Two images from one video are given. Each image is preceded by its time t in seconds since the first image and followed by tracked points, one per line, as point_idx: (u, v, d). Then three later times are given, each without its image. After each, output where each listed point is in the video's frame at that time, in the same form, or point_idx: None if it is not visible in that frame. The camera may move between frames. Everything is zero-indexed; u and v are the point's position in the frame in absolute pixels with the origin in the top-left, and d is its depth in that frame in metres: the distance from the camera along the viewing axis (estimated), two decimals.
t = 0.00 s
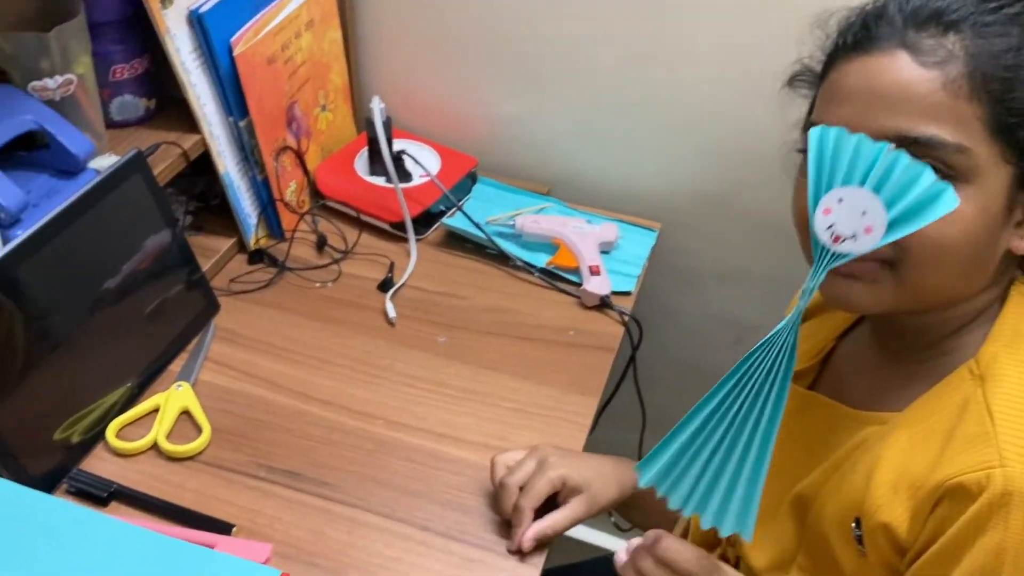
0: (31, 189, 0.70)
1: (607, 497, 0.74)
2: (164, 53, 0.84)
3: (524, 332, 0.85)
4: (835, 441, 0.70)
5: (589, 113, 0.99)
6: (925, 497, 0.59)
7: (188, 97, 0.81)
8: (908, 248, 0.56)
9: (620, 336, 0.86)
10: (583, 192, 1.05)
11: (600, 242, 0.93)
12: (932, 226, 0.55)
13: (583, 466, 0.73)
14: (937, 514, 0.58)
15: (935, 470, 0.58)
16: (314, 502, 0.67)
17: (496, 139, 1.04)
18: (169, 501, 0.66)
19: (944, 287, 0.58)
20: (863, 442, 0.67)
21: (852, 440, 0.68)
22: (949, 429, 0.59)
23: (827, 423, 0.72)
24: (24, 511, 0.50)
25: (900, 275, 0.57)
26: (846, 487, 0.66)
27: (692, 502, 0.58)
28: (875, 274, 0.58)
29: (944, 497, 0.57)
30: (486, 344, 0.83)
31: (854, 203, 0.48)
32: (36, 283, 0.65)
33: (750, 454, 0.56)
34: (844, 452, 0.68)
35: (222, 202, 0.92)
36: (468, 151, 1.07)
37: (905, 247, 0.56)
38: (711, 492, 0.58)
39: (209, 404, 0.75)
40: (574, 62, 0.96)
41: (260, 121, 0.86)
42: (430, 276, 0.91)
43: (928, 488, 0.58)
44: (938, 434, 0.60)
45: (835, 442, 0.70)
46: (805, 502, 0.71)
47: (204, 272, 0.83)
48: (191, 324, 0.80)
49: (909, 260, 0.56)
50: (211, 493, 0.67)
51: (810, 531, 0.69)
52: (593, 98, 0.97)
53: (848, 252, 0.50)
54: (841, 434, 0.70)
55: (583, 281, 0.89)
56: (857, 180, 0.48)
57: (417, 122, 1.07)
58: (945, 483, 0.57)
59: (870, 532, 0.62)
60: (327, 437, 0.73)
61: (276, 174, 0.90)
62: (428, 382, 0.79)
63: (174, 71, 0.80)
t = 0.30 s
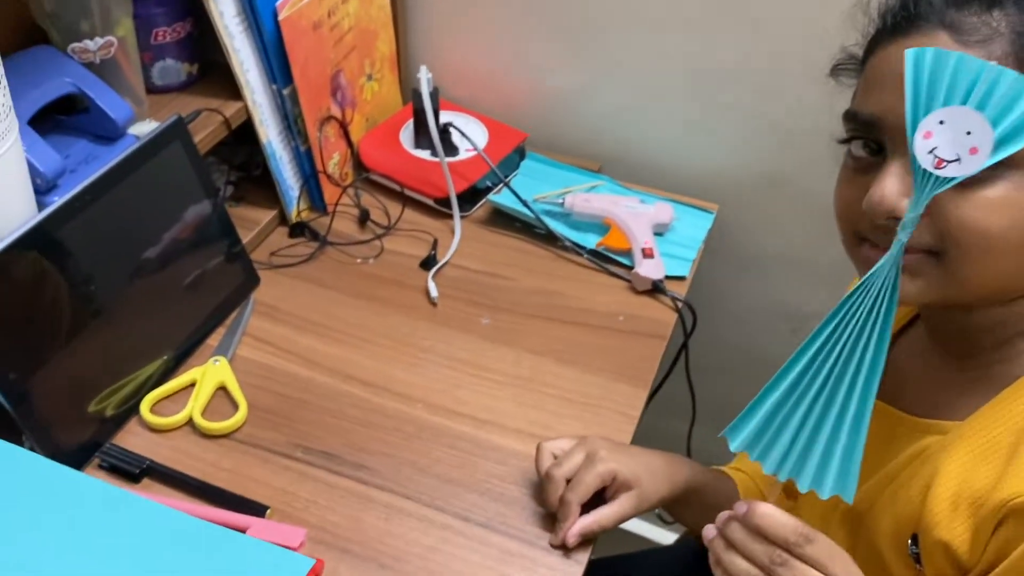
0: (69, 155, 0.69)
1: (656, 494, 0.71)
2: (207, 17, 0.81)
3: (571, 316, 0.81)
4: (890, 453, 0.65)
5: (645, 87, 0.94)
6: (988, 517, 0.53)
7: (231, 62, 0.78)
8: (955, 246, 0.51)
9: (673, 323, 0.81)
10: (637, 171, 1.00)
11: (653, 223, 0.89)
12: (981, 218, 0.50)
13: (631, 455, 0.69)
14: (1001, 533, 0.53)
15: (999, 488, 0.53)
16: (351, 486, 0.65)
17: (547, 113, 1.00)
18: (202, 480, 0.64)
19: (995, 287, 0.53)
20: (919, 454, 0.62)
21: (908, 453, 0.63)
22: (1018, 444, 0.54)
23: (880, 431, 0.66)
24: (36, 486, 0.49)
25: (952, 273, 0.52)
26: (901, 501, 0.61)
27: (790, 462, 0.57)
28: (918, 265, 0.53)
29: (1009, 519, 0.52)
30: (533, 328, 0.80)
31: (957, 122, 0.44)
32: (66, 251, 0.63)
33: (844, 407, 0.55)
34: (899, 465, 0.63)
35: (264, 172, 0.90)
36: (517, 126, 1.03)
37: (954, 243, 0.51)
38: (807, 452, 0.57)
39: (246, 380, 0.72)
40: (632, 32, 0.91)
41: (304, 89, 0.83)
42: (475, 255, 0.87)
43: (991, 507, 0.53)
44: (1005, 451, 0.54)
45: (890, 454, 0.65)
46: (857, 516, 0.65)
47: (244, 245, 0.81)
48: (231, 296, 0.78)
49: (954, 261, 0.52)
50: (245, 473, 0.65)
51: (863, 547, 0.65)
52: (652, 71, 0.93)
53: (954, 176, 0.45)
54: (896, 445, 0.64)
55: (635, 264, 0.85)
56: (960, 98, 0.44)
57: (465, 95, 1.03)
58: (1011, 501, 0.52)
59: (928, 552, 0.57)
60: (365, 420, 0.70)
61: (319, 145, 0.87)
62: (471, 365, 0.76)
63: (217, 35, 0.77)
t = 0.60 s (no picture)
0: (69, 151, 0.68)
1: (664, 503, 0.69)
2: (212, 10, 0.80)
3: (578, 317, 0.80)
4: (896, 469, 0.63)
5: (658, 82, 0.92)
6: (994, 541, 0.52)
7: (235, 57, 0.77)
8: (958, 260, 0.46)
9: (683, 325, 0.80)
10: (648, 167, 0.98)
11: (664, 222, 0.87)
12: (990, 231, 0.44)
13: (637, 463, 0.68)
14: (1007, 559, 0.51)
15: (1007, 512, 0.52)
16: (351, 490, 0.64)
17: (558, 108, 0.98)
18: (200, 483, 0.63)
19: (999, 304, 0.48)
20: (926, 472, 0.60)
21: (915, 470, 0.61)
22: None
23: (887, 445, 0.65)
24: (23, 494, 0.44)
25: (956, 286, 0.47)
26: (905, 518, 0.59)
27: (753, 518, 0.47)
28: (926, 279, 0.48)
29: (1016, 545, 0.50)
30: (540, 328, 0.78)
31: (912, 166, 0.35)
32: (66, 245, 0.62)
33: (808, 457, 0.45)
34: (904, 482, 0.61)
35: (270, 167, 0.89)
36: (527, 121, 1.01)
37: (960, 257, 0.46)
38: (773, 509, 0.47)
39: (247, 380, 0.72)
40: (645, 26, 0.89)
41: (309, 84, 0.81)
42: (482, 253, 0.86)
43: (998, 532, 0.51)
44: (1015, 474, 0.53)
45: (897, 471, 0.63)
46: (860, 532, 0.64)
47: (249, 241, 0.81)
48: (236, 292, 0.78)
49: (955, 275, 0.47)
50: (245, 476, 0.64)
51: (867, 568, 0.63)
52: (665, 65, 0.90)
53: (910, 226, 0.36)
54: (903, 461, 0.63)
55: (644, 263, 0.84)
56: (915, 137, 0.35)
57: (474, 89, 1.01)
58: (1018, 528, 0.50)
59: None
60: (367, 422, 0.69)
61: (325, 141, 0.86)
62: (476, 366, 0.74)
63: (221, 29, 0.76)
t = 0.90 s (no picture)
0: (23, 178, 0.67)
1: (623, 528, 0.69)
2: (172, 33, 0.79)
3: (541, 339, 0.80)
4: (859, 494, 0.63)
5: (624, 101, 0.92)
6: None
7: (195, 81, 0.76)
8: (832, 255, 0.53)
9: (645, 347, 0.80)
10: (616, 185, 0.99)
11: (629, 242, 0.87)
12: (846, 238, 0.51)
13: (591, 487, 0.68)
14: None
15: (960, 552, 0.51)
16: (307, 520, 0.64)
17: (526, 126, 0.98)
18: (155, 514, 0.63)
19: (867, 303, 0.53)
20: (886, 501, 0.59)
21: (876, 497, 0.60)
22: (985, 510, 0.51)
23: (852, 467, 0.64)
24: None
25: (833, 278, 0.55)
26: (861, 546, 0.59)
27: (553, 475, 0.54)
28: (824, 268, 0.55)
29: None
30: (503, 350, 0.78)
31: (519, 151, 0.44)
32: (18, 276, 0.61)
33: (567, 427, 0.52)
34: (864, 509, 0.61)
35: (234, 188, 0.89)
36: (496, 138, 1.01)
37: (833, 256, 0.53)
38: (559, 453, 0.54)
39: (206, 407, 0.71)
40: (610, 45, 0.89)
41: (271, 107, 0.81)
42: (447, 274, 0.86)
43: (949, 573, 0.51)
44: (971, 514, 0.52)
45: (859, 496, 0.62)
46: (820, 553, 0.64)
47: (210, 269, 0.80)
48: (198, 315, 0.77)
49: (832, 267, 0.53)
50: (200, 506, 0.64)
51: None
52: (630, 84, 0.91)
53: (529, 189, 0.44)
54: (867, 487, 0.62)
55: (608, 284, 0.83)
56: (496, 129, 0.45)
57: (443, 107, 1.01)
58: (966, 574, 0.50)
59: None
60: (325, 450, 0.69)
61: (288, 162, 0.85)
62: (436, 392, 0.74)
63: (180, 53, 0.76)
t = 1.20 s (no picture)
0: None
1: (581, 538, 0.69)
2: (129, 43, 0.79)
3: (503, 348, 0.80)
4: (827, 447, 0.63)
5: (588, 109, 0.92)
6: (866, 539, 0.52)
7: (152, 90, 0.76)
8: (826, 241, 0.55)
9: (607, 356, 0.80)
10: (582, 192, 0.99)
11: (592, 251, 0.87)
12: (839, 227, 0.53)
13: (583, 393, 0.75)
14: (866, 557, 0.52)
15: (891, 519, 0.51)
16: (261, 535, 0.63)
17: (493, 134, 0.98)
18: (105, 529, 0.62)
19: (861, 299, 0.55)
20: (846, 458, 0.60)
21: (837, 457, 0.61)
22: (928, 487, 0.51)
23: (830, 427, 0.64)
24: None
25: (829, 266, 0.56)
26: (810, 499, 0.60)
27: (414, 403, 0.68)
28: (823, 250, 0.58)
29: (885, 550, 0.51)
30: (464, 360, 0.78)
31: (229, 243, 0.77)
32: None
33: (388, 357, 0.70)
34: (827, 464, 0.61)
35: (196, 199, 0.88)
36: (463, 146, 1.01)
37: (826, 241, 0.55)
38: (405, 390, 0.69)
39: (161, 420, 0.71)
40: (573, 53, 0.89)
41: (230, 116, 0.80)
42: (410, 283, 0.85)
43: (876, 528, 0.52)
44: (914, 487, 0.52)
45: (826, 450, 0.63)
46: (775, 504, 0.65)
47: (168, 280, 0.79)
48: (156, 327, 0.76)
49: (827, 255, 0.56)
50: (152, 521, 0.64)
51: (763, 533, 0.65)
52: (594, 92, 0.91)
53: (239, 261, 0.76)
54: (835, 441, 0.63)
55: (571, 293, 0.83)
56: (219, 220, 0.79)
57: (409, 115, 1.01)
58: (890, 536, 0.50)
59: (806, 552, 0.57)
60: (281, 463, 0.68)
61: (249, 172, 0.85)
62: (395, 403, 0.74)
63: (136, 63, 0.75)
